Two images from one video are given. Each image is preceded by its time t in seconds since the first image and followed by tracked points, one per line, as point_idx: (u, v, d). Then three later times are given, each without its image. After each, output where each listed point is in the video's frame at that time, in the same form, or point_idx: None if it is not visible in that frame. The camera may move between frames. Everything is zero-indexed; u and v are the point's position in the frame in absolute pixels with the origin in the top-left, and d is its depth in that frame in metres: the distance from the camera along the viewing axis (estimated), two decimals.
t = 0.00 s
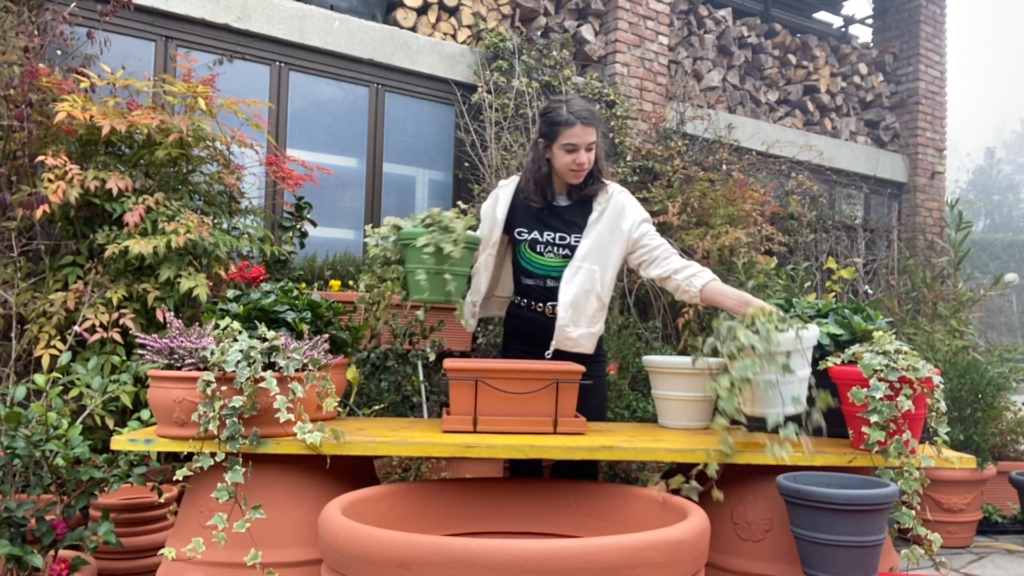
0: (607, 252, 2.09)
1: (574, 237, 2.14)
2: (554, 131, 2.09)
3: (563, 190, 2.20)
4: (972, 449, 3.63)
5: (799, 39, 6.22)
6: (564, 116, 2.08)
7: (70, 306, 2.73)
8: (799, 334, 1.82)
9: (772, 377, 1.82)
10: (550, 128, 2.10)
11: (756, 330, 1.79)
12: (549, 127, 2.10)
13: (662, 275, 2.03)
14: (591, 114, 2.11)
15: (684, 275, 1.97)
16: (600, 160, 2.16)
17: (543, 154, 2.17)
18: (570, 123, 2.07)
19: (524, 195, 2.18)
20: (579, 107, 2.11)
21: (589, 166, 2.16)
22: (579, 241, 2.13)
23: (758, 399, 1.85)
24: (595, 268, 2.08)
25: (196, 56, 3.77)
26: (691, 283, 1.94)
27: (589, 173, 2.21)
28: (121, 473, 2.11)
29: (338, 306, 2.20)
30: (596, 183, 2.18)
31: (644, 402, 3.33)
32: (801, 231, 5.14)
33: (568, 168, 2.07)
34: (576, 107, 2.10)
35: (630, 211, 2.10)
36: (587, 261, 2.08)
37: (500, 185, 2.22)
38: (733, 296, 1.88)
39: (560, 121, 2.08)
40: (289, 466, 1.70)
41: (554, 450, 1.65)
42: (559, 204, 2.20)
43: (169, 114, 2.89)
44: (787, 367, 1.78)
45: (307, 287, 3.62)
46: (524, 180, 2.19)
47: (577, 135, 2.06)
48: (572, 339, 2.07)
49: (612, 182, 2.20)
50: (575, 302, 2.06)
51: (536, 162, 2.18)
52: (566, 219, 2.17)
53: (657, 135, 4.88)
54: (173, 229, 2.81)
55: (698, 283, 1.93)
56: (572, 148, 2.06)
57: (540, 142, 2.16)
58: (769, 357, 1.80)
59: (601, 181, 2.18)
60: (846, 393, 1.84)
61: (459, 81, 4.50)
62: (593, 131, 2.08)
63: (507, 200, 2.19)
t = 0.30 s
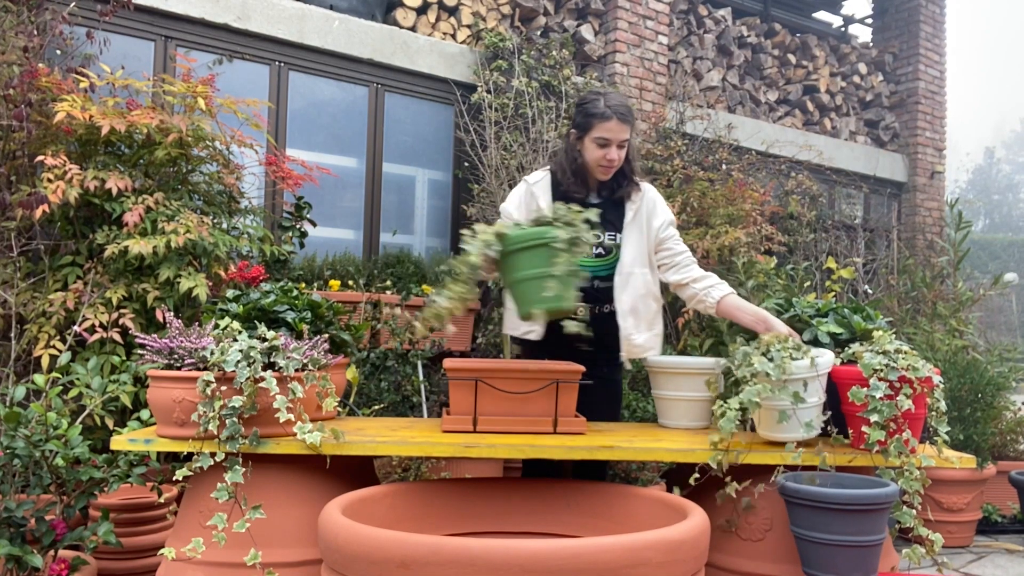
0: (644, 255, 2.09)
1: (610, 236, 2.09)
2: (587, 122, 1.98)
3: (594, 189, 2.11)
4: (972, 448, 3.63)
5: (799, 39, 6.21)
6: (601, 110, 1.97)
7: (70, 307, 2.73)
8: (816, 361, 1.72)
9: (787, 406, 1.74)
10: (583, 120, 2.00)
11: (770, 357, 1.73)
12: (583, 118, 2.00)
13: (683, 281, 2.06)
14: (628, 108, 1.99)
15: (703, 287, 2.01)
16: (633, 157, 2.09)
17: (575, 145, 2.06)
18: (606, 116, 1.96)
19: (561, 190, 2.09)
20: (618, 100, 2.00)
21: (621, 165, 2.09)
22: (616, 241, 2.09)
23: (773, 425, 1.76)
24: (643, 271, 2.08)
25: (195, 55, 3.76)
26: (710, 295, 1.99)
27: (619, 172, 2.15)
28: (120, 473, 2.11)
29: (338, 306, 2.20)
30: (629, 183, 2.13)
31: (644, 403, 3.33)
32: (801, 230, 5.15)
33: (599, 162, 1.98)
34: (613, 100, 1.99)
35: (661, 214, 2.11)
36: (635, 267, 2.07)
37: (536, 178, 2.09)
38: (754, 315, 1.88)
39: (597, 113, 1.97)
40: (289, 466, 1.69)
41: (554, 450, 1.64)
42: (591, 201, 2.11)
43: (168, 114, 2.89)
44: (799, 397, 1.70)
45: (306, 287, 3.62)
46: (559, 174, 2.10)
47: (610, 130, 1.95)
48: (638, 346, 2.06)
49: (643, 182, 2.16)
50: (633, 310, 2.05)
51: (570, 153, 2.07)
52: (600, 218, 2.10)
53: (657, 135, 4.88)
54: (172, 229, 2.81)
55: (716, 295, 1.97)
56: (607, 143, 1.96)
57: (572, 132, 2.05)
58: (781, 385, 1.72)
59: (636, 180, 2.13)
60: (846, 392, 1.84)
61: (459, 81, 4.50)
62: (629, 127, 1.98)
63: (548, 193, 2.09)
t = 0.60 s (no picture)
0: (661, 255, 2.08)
1: (631, 237, 2.10)
2: (610, 119, 1.96)
3: (613, 189, 2.10)
4: (971, 447, 3.62)
5: (798, 39, 6.21)
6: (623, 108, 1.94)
7: (70, 306, 2.73)
8: (815, 366, 1.75)
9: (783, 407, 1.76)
10: (605, 116, 1.97)
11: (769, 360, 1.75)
12: (604, 114, 1.97)
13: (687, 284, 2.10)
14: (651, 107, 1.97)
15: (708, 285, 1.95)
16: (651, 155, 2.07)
17: (595, 142, 2.03)
18: (629, 114, 1.93)
19: (582, 188, 2.05)
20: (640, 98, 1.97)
21: (638, 167, 2.08)
22: (636, 242, 2.11)
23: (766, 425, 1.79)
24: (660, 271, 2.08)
25: (195, 55, 3.76)
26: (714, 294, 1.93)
27: (636, 173, 2.14)
28: (120, 473, 2.11)
29: (337, 306, 2.20)
30: (645, 183, 2.13)
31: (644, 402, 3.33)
32: (801, 230, 5.17)
33: (618, 162, 1.96)
34: (636, 98, 1.97)
35: (674, 215, 2.15)
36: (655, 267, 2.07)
37: (561, 180, 2.03)
38: (753, 321, 1.90)
39: (618, 110, 1.94)
40: (289, 466, 1.69)
41: (554, 450, 1.64)
42: (609, 202, 2.11)
43: (168, 114, 2.89)
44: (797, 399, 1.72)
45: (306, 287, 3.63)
46: (578, 171, 2.06)
47: (634, 128, 1.93)
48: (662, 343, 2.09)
49: (657, 181, 2.16)
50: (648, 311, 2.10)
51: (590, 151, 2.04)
52: (619, 220, 2.11)
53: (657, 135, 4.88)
54: (172, 229, 2.81)
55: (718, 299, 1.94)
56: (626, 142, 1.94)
57: (592, 128, 2.03)
58: (780, 388, 1.74)
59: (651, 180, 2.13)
60: (846, 392, 1.84)
61: (459, 80, 4.50)
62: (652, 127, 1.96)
63: (578, 191, 2.03)
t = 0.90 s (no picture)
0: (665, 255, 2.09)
1: (638, 239, 2.11)
2: (622, 124, 1.95)
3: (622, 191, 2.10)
4: (971, 447, 3.62)
5: (798, 38, 6.21)
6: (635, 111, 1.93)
7: (69, 306, 2.73)
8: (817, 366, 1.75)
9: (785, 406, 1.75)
10: (617, 120, 1.96)
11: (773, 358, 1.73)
12: (618, 119, 1.96)
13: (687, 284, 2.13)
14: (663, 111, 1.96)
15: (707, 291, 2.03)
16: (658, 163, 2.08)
17: (605, 145, 2.03)
18: (643, 120, 1.92)
19: (593, 192, 2.03)
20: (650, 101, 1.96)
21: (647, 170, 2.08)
22: (642, 243, 2.12)
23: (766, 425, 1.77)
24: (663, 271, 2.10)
25: (195, 55, 3.76)
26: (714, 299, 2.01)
27: (644, 175, 2.13)
28: (120, 473, 2.12)
29: (337, 306, 2.20)
30: (652, 185, 2.13)
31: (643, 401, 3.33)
32: (801, 230, 5.18)
33: (630, 166, 1.96)
34: (649, 102, 1.95)
35: (677, 217, 2.17)
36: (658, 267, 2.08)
37: (571, 182, 2.01)
38: (751, 324, 1.91)
39: (632, 115, 1.93)
40: (288, 466, 1.69)
41: (554, 449, 1.64)
42: (619, 203, 2.11)
43: (167, 113, 2.89)
44: (800, 397, 1.70)
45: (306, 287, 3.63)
46: (589, 173, 2.05)
47: (647, 134, 1.92)
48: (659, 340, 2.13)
49: (663, 182, 2.16)
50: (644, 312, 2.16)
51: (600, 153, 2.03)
52: (626, 222, 2.11)
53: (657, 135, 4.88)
54: (172, 229, 2.81)
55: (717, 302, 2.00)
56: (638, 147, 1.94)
57: (602, 131, 2.02)
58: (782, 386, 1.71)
59: (657, 182, 2.13)
60: (846, 392, 1.83)
61: (458, 80, 4.49)
62: (661, 129, 1.96)
63: (588, 194, 2.02)
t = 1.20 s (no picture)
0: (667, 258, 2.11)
1: (639, 241, 2.11)
2: (617, 126, 1.95)
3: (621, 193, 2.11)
4: (971, 447, 3.62)
5: (797, 38, 6.21)
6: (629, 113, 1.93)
7: (69, 306, 2.73)
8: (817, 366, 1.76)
9: (786, 407, 1.75)
10: (613, 122, 1.96)
11: (774, 358, 1.73)
12: (612, 120, 1.96)
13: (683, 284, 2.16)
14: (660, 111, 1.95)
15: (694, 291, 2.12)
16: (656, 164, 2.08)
17: (603, 146, 2.03)
18: (637, 121, 1.92)
19: (593, 194, 2.03)
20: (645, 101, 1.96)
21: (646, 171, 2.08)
22: (644, 244, 2.12)
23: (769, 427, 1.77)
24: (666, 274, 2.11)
25: (195, 55, 3.76)
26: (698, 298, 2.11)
27: (643, 177, 2.14)
28: (119, 472, 2.11)
29: (337, 305, 2.20)
30: (653, 187, 2.13)
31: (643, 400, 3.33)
32: (801, 229, 5.19)
33: (627, 167, 1.96)
34: (647, 104, 1.94)
35: (679, 219, 2.18)
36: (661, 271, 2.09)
37: (572, 183, 2.00)
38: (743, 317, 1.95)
39: (628, 117, 1.92)
40: (288, 466, 1.69)
41: (554, 449, 1.64)
42: (619, 205, 2.11)
43: (167, 113, 2.89)
44: (801, 397, 1.70)
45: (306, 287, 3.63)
46: (588, 175, 2.04)
47: (642, 135, 1.91)
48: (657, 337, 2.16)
49: (664, 183, 2.16)
50: (645, 313, 2.18)
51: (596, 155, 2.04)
52: (627, 224, 2.11)
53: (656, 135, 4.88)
54: (171, 229, 2.81)
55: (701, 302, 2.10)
56: (632, 147, 1.93)
57: (600, 133, 2.02)
58: (784, 386, 1.71)
59: (659, 184, 2.14)
60: (845, 392, 1.83)
61: (458, 80, 4.49)
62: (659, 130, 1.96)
63: (588, 196, 2.02)
